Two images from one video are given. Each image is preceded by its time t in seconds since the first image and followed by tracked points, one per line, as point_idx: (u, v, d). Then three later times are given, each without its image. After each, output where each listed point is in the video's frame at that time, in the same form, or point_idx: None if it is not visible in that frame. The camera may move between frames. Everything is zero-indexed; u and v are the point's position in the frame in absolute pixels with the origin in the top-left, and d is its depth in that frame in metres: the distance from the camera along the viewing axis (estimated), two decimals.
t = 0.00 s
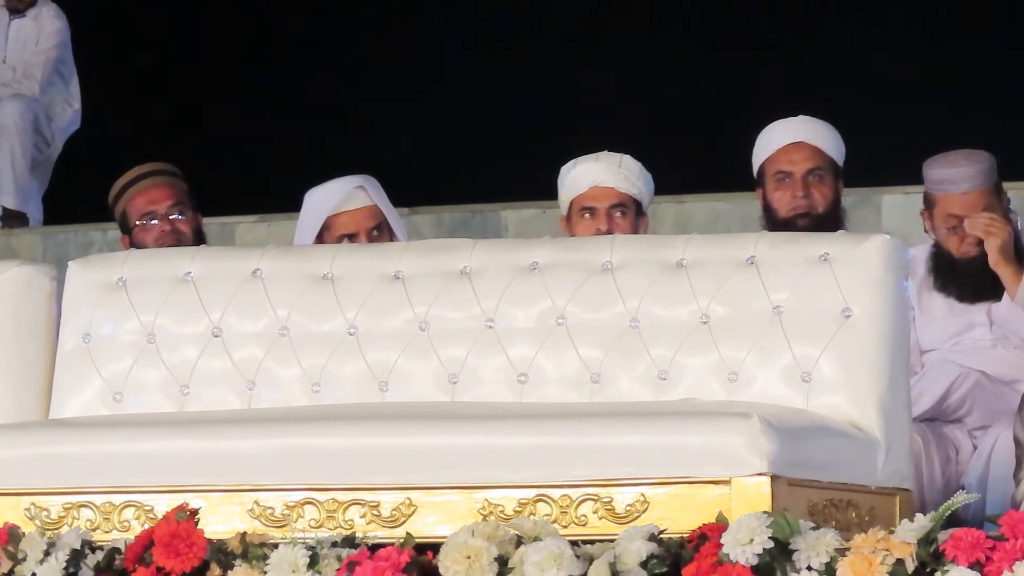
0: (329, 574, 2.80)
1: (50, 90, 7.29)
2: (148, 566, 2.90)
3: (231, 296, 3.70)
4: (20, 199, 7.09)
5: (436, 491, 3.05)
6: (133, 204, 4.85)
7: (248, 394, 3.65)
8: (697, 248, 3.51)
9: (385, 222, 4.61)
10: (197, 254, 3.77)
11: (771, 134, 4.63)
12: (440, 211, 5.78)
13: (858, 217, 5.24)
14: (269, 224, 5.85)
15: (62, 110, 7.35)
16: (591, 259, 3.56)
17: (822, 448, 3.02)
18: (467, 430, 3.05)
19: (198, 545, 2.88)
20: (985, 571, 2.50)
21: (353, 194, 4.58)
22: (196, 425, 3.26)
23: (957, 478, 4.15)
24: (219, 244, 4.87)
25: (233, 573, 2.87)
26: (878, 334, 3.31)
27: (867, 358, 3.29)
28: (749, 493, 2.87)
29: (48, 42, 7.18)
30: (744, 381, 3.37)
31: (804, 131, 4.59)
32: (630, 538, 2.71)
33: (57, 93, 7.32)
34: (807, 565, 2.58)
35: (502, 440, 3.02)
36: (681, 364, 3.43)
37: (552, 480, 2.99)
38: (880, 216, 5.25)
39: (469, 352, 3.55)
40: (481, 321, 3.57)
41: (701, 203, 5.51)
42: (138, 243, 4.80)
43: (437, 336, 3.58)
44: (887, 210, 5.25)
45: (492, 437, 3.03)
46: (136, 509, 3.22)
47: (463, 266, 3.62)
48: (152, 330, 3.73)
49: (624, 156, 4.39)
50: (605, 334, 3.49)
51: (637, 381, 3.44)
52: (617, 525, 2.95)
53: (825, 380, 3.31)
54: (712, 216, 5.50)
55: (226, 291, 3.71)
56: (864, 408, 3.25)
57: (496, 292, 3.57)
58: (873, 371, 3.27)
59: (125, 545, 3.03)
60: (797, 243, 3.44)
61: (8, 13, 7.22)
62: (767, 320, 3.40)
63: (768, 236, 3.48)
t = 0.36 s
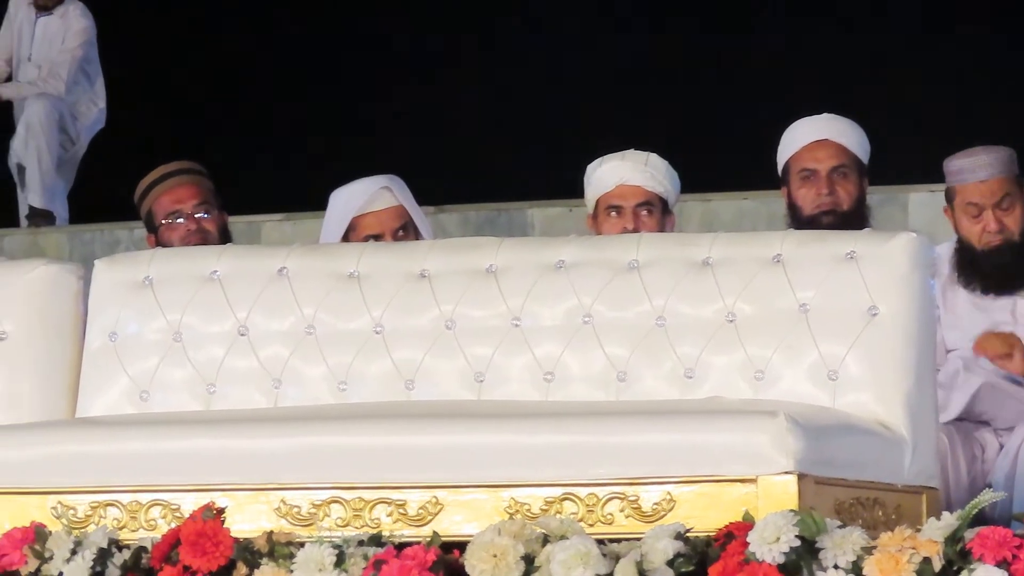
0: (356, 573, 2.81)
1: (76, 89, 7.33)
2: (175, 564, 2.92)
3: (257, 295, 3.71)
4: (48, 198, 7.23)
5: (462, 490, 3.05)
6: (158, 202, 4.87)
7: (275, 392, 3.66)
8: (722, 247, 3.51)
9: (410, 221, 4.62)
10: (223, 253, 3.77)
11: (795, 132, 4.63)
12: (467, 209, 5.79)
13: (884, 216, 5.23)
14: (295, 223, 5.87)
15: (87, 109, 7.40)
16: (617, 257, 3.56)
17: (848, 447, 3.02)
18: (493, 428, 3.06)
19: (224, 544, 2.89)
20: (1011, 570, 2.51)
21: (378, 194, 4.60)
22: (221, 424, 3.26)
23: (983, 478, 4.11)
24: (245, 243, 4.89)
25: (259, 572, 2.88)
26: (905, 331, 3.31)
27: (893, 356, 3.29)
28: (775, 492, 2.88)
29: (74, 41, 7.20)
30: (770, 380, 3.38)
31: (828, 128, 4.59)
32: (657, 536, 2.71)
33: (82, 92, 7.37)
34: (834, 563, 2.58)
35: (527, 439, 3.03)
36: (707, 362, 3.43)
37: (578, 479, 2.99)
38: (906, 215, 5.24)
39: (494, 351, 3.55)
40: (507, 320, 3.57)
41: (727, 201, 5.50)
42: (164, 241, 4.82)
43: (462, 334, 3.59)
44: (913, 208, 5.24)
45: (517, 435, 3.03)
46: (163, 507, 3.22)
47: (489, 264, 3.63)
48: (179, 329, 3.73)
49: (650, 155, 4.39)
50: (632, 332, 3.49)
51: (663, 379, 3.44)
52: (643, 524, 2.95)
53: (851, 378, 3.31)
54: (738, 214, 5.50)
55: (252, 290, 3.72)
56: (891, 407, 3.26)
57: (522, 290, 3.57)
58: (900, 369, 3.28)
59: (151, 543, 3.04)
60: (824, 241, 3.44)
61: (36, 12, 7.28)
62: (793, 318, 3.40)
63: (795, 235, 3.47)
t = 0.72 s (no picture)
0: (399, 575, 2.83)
1: (116, 91, 7.42)
2: (219, 567, 2.95)
3: (300, 297, 3.72)
4: (88, 200, 7.29)
5: (505, 491, 3.06)
6: (201, 204, 4.91)
7: (318, 394, 3.68)
8: (765, 248, 3.51)
9: (452, 224, 4.64)
10: (265, 255, 3.78)
11: (838, 133, 4.62)
12: (509, 212, 5.80)
13: (926, 218, 5.21)
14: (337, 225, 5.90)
15: (128, 112, 7.46)
16: (659, 259, 3.57)
17: (891, 449, 3.02)
18: (534, 430, 3.07)
19: (267, 546, 2.92)
20: None
21: (420, 197, 4.62)
22: (262, 425, 3.27)
23: None
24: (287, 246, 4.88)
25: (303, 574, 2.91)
26: (947, 333, 3.31)
27: (936, 358, 3.30)
28: (818, 494, 2.89)
29: (116, 43, 7.28)
30: (813, 382, 3.38)
31: (870, 131, 4.58)
32: (700, 538, 2.72)
33: (123, 95, 7.44)
34: (877, 565, 2.59)
35: (570, 441, 3.04)
36: (750, 364, 3.43)
37: (621, 481, 3.00)
38: (949, 216, 5.22)
39: (537, 353, 3.56)
40: (550, 322, 3.58)
41: (769, 203, 5.50)
42: (207, 244, 4.86)
43: (505, 336, 3.60)
44: (956, 210, 5.21)
45: (559, 438, 3.04)
46: (206, 510, 3.23)
47: (532, 266, 3.64)
48: (221, 331, 3.74)
49: (692, 157, 4.39)
50: (674, 334, 3.49)
51: (706, 381, 3.45)
52: (686, 526, 2.96)
53: (894, 380, 3.31)
54: (780, 216, 5.49)
55: (294, 293, 3.73)
56: (933, 408, 3.26)
57: (564, 292, 3.58)
58: (942, 371, 3.28)
59: (195, 545, 3.07)
60: (866, 242, 3.44)
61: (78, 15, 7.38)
62: (836, 320, 3.40)
63: (837, 237, 3.47)
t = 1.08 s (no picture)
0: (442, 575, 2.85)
1: (157, 92, 7.49)
2: (261, 568, 2.97)
3: (344, 297, 3.75)
4: (132, 199, 7.41)
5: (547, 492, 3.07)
6: (245, 205, 4.96)
7: (361, 395, 3.69)
8: (807, 249, 3.52)
9: (494, 225, 4.67)
10: (309, 256, 3.82)
11: (880, 135, 4.62)
12: (552, 213, 5.82)
13: (969, 218, 5.18)
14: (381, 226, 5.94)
15: (169, 111, 7.54)
16: (702, 259, 3.58)
17: (934, 450, 3.03)
18: (576, 431, 3.09)
19: (310, 547, 2.95)
20: None
21: (463, 199, 4.64)
22: (306, 426, 3.30)
23: None
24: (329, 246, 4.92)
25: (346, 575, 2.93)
26: (989, 334, 3.31)
27: (979, 358, 3.29)
28: (861, 494, 2.88)
29: (156, 45, 7.29)
30: (855, 383, 3.37)
31: (912, 132, 4.58)
32: (742, 539, 2.73)
33: (163, 95, 7.53)
34: (919, 566, 2.58)
35: (611, 441, 3.05)
36: (792, 364, 3.43)
37: (664, 481, 3.01)
38: (992, 215, 5.19)
39: (580, 353, 3.58)
40: (593, 323, 3.59)
41: (812, 204, 5.49)
42: (250, 244, 4.89)
43: (548, 337, 3.61)
44: (999, 210, 5.19)
45: (600, 439, 3.06)
46: (249, 511, 3.24)
47: (574, 267, 3.66)
48: (264, 332, 3.77)
49: (734, 158, 4.39)
50: (716, 335, 3.50)
51: (748, 382, 3.45)
52: (729, 527, 2.97)
53: (937, 381, 3.31)
54: (823, 216, 5.48)
55: (338, 293, 3.76)
56: (976, 409, 3.26)
57: (607, 293, 3.59)
58: (984, 371, 3.28)
59: (237, 546, 3.10)
60: (907, 243, 3.44)
61: (118, 15, 7.35)
62: (878, 320, 3.40)
63: (879, 238, 3.47)
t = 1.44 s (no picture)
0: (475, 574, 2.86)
1: (190, 91, 7.52)
2: (294, 566, 2.99)
3: (378, 296, 3.77)
4: (166, 199, 7.40)
5: (580, 491, 3.09)
6: (278, 204, 4.99)
7: (394, 394, 3.71)
8: (840, 249, 3.52)
9: (527, 225, 4.68)
10: (342, 255, 3.84)
11: (913, 134, 4.62)
12: (585, 211, 5.82)
13: (1003, 216, 5.16)
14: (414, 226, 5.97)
15: (203, 111, 7.57)
16: (735, 258, 3.58)
17: (967, 449, 3.03)
18: (608, 430, 3.10)
19: (343, 546, 2.97)
20: None
21: (496, 199, 4.66)
22: (340, 426, 3.31)
23: None
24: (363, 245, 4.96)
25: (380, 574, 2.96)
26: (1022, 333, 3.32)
27: (1012, 357, 3.31)
28: (894, 493, 2.89)
29: (189, 43, 7.39)
30: (889, 382, 3.38)
31: (946, 131, 4.57)
32: (775, 538, 2.74)
33: (196, 95, 7.54)
34: (952, 564, 2.59)
35: (644, 441, 3.06)
36: (825, 363, 3.43)
37: (697, 480, 3.01)
38: None
39: (613, 352, 3.58)
40: (626, 322, 3.60)
41: (845, 202, 5.49)
42: (284, 243, 4.92)
43: (581, 336, 3.62)
44: None
45: (633, 438, 3.07)
46: (282, 509, 3.27)
47: (607, 266, 3.67)
48: (298, 331, 3.79)
49: (768, 158, 4.39)
50: (750, 334, 3.50)
51: (782, 381, 3.45)
52: (762, 526, 2.98)
53: (970, 379, 3.32)
54: (856, 215, 5.47)
55: (371, 292, 3.77)
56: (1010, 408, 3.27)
57: (641, 292, 3.60)
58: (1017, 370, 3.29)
59: (271, 545, 3.12)
60: (939, 243, 3.45)
61: (152, 15, 7.46)
62: (912, 319, 3.40)
63: (912, 237, 3.48)
